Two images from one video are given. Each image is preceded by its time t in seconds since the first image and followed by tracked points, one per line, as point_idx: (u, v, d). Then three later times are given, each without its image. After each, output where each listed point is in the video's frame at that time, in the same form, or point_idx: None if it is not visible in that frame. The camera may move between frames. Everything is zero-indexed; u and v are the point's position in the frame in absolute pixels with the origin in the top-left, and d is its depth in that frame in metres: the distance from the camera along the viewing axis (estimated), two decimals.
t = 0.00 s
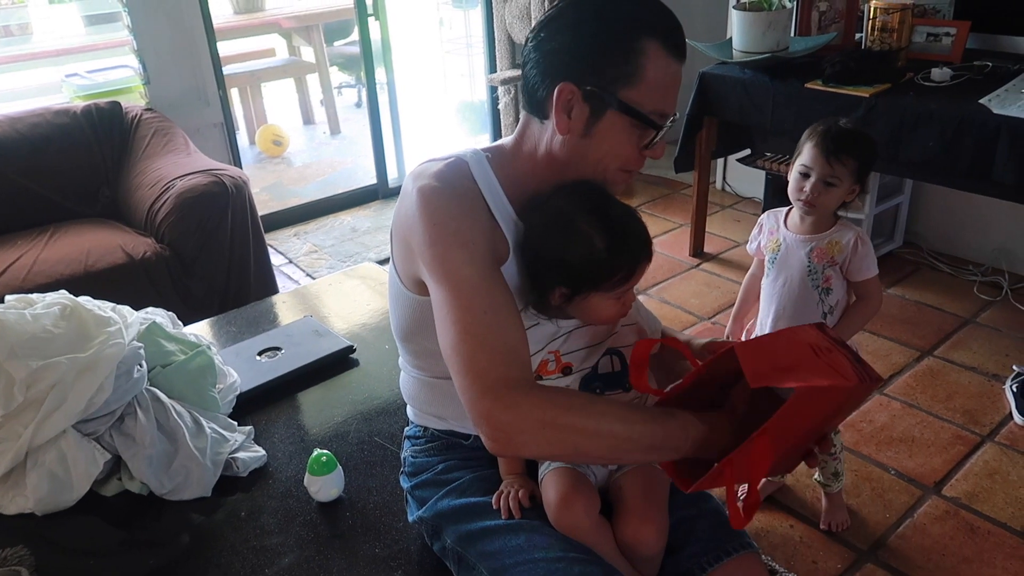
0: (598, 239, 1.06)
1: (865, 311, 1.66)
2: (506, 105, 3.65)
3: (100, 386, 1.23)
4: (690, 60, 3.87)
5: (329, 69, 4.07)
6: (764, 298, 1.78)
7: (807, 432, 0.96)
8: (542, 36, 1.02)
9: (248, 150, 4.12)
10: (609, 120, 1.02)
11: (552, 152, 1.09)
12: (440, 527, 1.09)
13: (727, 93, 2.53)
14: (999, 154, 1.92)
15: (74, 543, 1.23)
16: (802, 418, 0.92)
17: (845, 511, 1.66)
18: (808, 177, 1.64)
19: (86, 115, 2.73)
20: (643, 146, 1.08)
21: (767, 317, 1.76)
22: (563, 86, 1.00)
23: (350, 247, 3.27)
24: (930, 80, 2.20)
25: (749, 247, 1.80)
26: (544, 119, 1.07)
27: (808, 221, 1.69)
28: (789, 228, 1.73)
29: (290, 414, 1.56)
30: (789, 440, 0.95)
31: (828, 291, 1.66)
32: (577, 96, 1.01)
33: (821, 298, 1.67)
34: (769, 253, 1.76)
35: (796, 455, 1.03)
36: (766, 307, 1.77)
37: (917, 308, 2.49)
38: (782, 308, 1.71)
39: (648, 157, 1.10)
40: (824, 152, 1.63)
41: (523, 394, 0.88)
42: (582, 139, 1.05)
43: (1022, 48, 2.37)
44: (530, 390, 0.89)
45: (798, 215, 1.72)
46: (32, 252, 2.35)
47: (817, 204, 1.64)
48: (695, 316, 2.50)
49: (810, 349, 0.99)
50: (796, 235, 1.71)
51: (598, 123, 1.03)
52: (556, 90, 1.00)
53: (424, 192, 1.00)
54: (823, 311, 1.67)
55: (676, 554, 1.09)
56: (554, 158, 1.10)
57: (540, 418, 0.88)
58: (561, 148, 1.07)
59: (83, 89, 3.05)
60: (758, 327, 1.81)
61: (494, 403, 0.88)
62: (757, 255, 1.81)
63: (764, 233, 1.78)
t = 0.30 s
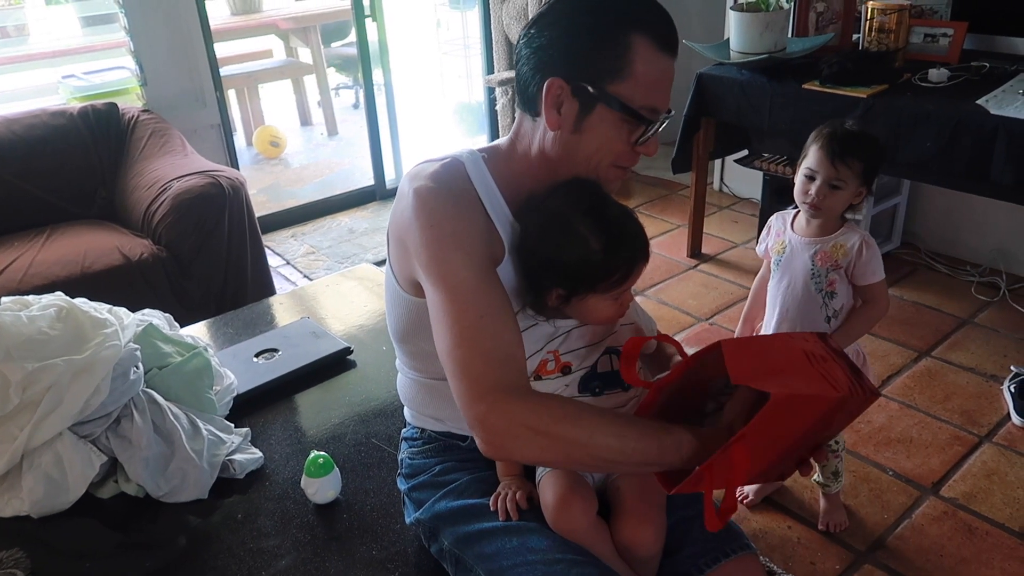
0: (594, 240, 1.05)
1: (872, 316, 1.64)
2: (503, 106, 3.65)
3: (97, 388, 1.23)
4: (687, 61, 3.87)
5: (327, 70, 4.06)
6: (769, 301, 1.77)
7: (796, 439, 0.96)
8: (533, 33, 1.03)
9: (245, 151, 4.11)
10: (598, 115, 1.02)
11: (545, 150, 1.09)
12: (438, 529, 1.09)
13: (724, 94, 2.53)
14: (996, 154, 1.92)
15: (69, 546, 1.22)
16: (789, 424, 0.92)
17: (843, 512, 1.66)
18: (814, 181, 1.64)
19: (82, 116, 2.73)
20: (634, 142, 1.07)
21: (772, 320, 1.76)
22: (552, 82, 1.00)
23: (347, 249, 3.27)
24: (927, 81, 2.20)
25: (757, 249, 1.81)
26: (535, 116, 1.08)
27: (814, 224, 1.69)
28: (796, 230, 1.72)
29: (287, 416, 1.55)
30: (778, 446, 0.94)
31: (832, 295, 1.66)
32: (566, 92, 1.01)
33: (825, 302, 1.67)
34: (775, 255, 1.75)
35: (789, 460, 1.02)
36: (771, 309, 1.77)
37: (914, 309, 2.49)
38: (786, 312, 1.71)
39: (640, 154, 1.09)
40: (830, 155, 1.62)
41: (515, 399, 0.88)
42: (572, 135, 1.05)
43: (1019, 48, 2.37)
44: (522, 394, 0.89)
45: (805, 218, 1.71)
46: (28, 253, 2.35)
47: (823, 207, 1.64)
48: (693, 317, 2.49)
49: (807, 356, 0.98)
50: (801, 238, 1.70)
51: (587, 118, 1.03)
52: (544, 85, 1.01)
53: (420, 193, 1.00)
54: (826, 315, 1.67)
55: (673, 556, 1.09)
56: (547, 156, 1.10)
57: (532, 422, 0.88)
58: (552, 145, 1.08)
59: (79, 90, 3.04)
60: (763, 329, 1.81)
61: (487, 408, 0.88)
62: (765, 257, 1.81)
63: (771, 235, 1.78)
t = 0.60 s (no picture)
0: (589, 241, 1.04)
1: (877, 317, 1.64)
2: (501, 106, 3.65)
3: (93, 389, 1.22)
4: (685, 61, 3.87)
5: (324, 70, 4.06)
6: (774, 302, 1.77)
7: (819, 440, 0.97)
8: (527, 32, 1.03)
9: (242, 151, 4.11)
10: (587, 113, 1.03)
11: (537, 149, 1.10)
12: (434, 529, 1.09)
13: (721, 94, 2.53)
14: (992, 154, 1.92)
15: (66, 547, 1.22)
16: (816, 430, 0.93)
17: (840, 512, 1.66)
18: (815, 183, 1.65)
19: (79, 116, 2.72)
20: (624, 142, 1.07)
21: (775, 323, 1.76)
22: (541, 79, 1.01)
23: (344, 249, 3.26)
24: (924, 81, 2.20)
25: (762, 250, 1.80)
26: (527, 115, 1.08)
27: (818, 226, 1.69)
28: (800, 232, 1.72)
29: (284, 417, 1.55)
30: (800, 452, 0.95)
31: (836, 296, 1.66)
32: (555, 89, 1.01)
33: (830, 304, 1.67)
34: (780, 257, 1.76)
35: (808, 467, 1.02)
36: (775, 312, 1.76)
37: (912, 309, 2.49)
38: (790, 314, 1.71)
39: (632, 153, 1.09)
40: (829, 158, 1.63)
41: (495, 400, 0.89)
42: (562, 133, 1.06)
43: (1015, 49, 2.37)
44: (503, 396, 0.90)
45: (810, 220, 1.71)
46: (24, 253, 2.34)
47: (825, 210, 1.64)
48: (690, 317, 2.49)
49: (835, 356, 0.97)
50: (806, 239, 1.70)
51: (576, 115, 1.03)
52: (534, 82, 1.01)
53: (415, 190, 1.00)
54: (831, 317, 1.67)
55: (671, 556, 1.09)
56: (541, 155, 1.10)
57: (512, 423, 0.89)
58: (543, 143, 1.08)
59: (76, 91, 3.00)
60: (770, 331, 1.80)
61: (466, 407, 0.89)
62: (770, 259, 1.81)
63: (777, 236, 1.78)
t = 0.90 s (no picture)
0: (572, 233, 1.05)
1: (879, 314, 1.63)
2: (499, 102, 3.64)
3: (90, 386, 1.22)
4: (683, 57, 3.86)
5: (322, 66, 4.04)
6: (775, 301, 1.77)
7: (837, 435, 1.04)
8: (527, 28, 1.03)
9: (240, 147, 4.10)
10: (581, 107, 1.02)
11: (532, 144, 1.10)
12: (433, 526, 1.09)
13: (720, 90, 2.53)
14: (991, 150, 1.92)
15: (63, 545, 1.22)
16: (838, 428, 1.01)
17: (838, 508, 1.66)
18: (818, 179, 1.64)
19: (76, 112, 2.71)
20: (619, 134, 1.06)
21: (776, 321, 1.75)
22: (535, 72, 1.00)
23: (342, 245, 3.26)
24: (922, 77, 2.20)
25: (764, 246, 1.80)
26: (524, 109, 1.08)
27: (821, 223, 1.69)
28: (803, 228, 1.73)
29: (282, 413, 1.55)
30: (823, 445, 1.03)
31: (838, 294, 1.66)
32: (549, 82, 1.01)
33: (830, 301, 1.67)
34: (781, 254, 1.75)
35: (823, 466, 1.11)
36: (776, 310, 1.76)
37: (911, 305, 2.49)
38: (792, 311, 1.71)
39: (629, 146, 1.10)
40: (831, 153, 1.63)
41: (490, 401, 0.90)
42: (557, 127, 1.06)
43: (1014, 44, 2.37)
44: (498, 397, 0.90)
45: (812, 217, 1.72)
46: (21, 250, 2.34)
47: (831, 206, 1.64)
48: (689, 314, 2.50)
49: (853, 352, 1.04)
50: (808, 236, 1.70)
51: (571, 108, 1.03)
52: (528, 76, 1.01)
53: (411, 186, 1.00)
54: (831, 315, 1.67)
55: (669, 553, 1.09)
56: (538, 150, 1.10)
57: (506, 424, 0.90)
58: (539, 137, 1.08)
59: (72, 86, 3.01)
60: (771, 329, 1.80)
61: (461, 407, 0.90)
62: (771, 255, 1.81)
63: (778, 233, 1.78)
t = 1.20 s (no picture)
0: (565, 233, 1.04)
1: (878, 315, 1.63)
2: (498, 102, 3.64)
3: (89, 389, 1.22)
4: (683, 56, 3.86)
5: (321, 67, 4.04)
6: (774, 302, 1.77)
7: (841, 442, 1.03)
8: (529, 29, 1.02)
9: (239, 148, 4.10)
10: (581, 108, 1.02)
11: (531, 145, 1.10)
12: (432, 528, 1.09)
13: (719, 89, 2.53)
14: (991, 149, 1.92)
15: (62, 548, 1.22)
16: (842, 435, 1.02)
17: (838, 508, 1.66)
18: (817, 179, 1.64)
19: (75, 114, 2.71)
20: (619, 135, 1.06)
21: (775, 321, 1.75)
22: (535, 73, 1.00)
23: (342, 246, 3.26)
24: (922, 76, 2.20)
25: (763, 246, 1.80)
26: (523, 110, 1.08)
27: (820, 223, 1.69)
28: (802, 228, 1.72)
29: (282, 415, 1.54)
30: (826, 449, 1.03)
31: (836, 295, 1.66)
32: (548, 83, 1.01)
33: (830, 302, 1.66)
34: (780, 254, 1.75)
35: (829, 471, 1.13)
36: (775, 310, 1.76)
37: (911, 304, 2.48)
38: (790, 311, 1.71)
39: (628, 147, 1.09)
40: (831, 152, 1.62)
41: (490, 404, 0.90)
42: (556, 128, 1.06)
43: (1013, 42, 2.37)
44: (498, 399, 0.90)
45: (811, 217, 1.71)
46: (21, 252, 2.34)
47: (830, 205, 1.64)
48: (689, 313, 2.49)
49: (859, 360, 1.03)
50: (807, 236, 1.70)
51: (570, 109, 1.03)
52: (528, 76, 1.01)
53: (412, 187, 1.00)
54: (830, 315, 1.67)
55: (669, 554, 1.09)
56: (539, 149, 1.10)
57: (507, 426, 0.90)
58: (539, 138, 1.08)
59: (71, 87, 3.02)
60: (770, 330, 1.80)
61: (461, 410, 0.90)
62: (771, 256, 1.81)
63: (778, 233, 1.78)
